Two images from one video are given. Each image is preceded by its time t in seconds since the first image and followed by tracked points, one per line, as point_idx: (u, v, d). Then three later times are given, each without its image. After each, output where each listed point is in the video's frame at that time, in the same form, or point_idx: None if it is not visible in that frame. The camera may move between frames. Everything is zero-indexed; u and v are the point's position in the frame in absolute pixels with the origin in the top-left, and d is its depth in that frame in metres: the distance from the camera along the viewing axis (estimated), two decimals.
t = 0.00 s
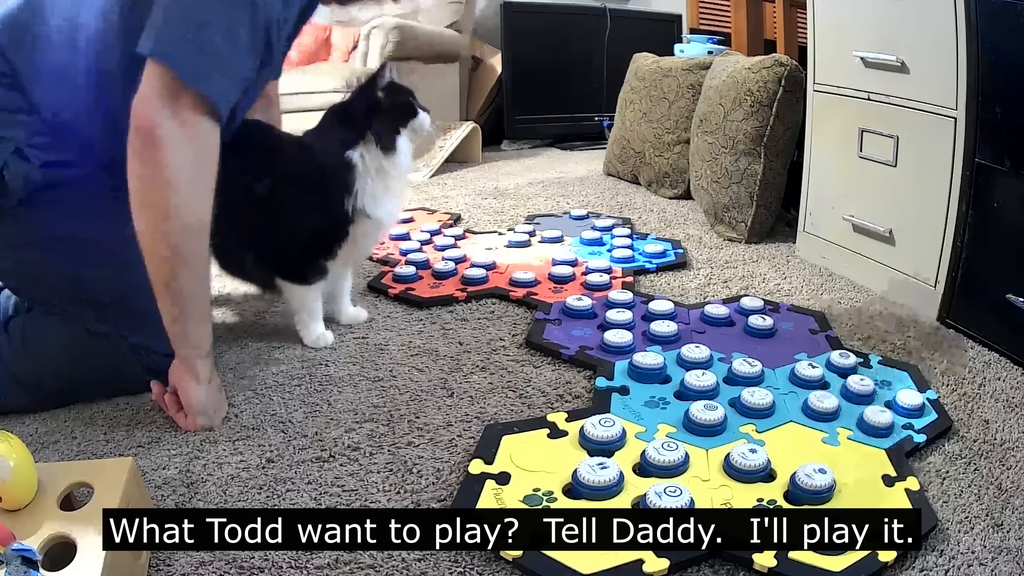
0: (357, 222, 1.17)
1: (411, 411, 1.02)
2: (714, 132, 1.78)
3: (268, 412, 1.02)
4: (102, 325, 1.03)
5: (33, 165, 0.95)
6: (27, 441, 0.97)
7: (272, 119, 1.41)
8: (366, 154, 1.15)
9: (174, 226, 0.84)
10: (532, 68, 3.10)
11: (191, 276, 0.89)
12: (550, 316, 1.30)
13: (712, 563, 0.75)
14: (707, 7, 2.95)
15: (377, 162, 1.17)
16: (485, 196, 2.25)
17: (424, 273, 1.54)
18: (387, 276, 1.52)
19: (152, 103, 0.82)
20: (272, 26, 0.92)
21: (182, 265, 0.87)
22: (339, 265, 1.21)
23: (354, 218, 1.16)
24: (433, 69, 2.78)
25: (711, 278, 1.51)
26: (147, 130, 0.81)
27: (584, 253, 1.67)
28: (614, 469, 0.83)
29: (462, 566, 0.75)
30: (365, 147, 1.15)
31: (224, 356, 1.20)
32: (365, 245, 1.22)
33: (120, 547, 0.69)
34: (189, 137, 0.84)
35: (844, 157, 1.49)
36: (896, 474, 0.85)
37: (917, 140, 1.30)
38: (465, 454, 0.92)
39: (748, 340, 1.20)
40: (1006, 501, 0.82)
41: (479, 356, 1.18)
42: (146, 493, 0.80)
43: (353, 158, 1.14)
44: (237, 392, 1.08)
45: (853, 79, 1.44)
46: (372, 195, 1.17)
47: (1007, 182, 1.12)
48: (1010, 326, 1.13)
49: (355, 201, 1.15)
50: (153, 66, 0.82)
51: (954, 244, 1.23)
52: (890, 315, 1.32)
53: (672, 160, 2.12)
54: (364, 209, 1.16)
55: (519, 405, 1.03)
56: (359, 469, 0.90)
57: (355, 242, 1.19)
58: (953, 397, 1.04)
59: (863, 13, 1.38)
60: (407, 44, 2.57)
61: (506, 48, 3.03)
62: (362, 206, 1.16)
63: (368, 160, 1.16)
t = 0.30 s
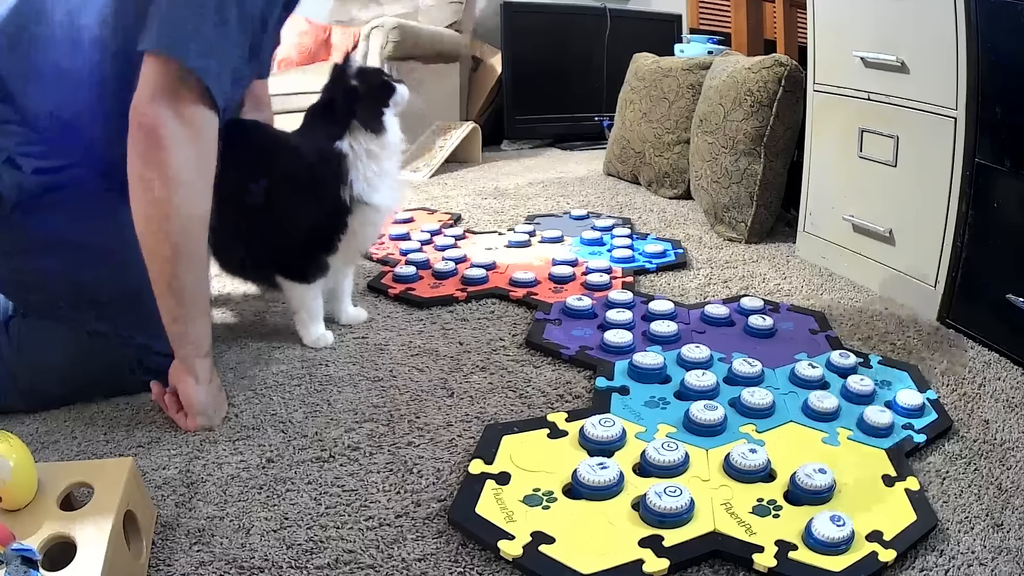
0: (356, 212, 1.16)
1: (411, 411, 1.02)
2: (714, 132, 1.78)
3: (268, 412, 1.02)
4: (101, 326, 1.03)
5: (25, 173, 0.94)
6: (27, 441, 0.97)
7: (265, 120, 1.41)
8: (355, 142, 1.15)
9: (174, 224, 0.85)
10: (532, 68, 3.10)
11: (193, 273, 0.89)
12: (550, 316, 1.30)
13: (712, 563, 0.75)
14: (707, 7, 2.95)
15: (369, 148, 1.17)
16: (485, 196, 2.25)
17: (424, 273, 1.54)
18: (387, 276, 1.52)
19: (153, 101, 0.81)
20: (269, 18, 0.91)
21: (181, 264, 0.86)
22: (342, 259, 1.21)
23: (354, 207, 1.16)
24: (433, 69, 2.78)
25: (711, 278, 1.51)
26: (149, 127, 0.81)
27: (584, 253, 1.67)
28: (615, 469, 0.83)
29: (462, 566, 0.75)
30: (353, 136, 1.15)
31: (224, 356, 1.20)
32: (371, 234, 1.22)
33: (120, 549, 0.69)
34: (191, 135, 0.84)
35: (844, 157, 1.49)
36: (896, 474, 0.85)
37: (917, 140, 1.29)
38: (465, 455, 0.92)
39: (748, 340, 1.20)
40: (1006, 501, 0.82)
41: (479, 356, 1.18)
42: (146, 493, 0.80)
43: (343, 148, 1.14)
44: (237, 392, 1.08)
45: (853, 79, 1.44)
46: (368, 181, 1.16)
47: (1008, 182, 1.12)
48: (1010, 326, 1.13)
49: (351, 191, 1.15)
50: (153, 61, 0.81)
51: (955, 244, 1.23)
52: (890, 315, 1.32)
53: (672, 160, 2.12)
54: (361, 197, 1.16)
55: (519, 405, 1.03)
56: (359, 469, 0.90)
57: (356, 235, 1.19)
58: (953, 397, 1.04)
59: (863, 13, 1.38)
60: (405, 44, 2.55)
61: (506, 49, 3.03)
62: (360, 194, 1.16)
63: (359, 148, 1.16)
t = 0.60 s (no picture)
0: (356, 210, 1.16)
1: (411, 411, 1.02)
2: (714, 132, 1.78)
3: (268, 412, 1.02)
4: (100, 327, 1.03)
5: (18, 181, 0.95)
6: (27, 441, 0.97)
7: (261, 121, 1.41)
8: (351, 140, 1.16)
9: (169, 224, 0.85)
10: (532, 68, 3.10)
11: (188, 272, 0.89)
12: (550, 316, 1.30)
13: (712, 563, 0.75)
14: (707, 7, 2.95)
15: (366, 145, 1.18)
16: (485, 196, 2.25)
17: (424, 273, 1.54)
18: (387, 276, 1.52)
19: (139, 103, 0.82)
20: (257, 15, 0.92)
21: (175, 264, 0.86)
22: (343, 259, 1.21)
23: (352, 204, 1.15)
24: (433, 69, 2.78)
25: (711, 278, 1.51)
26: (138, 129, 0.82)
27: (583, 253, 1.67)
28: (615, 469, 0.83)
29: (462, 566, 0.75)
30: (348, 134, 1.16)
31: (224, 356, 1.20)
32: (370, 232, 1.21)
33: (120, 549, 0.69)
34: (181, 134, 0.85)
35: (844, 157, 1.49)
36: (896, 474, 0.85)
37: (918, 140, 1.29)
38: (465, 455, 0.92)
39: (748, 340, 1.20)
40: (1006, 501, 0.82)
41: (479, 356, 1.18)
42: (145, 493, 0.80)
43: (338, 145, 1.15)
44: (237, 392, 1.08)
45: (853, 79, 1.44)
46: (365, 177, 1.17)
47: (1007, 182, 1.12)
48: (1009, 326, 1.13)
49: (350, 188, 1.15)
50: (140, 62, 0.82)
51: (954, 244, 1.23)
52: (890, 315, 1.32)
53: (673, 160, 2.12)
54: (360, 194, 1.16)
55: (519, 405, 1.03)
56: (359, 469, 0.90)
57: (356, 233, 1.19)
58: (953, 397, 1.04)
59: (863, 13, 1.38)
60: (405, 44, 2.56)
61: (506, 49, 3.04)
62: (358, 190, 1.16)
63: (355, 145, 1.16)
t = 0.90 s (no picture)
0: (351, 208, 1.14)
1: (411, 411, 1.02)
2: (714, 132, 1.78)
3: (269, 412, 1.02)
4: (100, 327, 1.03)
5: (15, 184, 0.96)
6: (27, 441, 0.97)
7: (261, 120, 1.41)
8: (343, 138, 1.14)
9: (166, 224, 0.85)
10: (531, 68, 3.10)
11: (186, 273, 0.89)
12: (550, 316, 1.30)
13: (712, 563, 0.75)
14: (707, 7, 2.95)
15: (358, 143, 1.15)
16: (485, 196, 2.25)
17: (424, 273, 1.54)
18: (387, 277, 1.52)
19: (135, 106, 0.82)
20: (253, 14, 0.92)
21: (172, 265, 0.86)
22: (343, 260, 1.21)
23: (346, 205, 1.14)
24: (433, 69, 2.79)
25: (711, 278, 1.51)
26: (133, 131, 0.82)
27: (583, 253, 1.67)
28: (614, 469, 0.83)
29: (462, 566, 0.75)
30: (340, 133, 1.14)
31: (224, 356, 1.20)
32: (368, 231, 1.19)
33: (120, 549, 0.69)
34: (178, 136, 0.85)
35: (844, 157, 1.49)
36: (896, 474, 0.85)
37: (917, 140, 1.29)
38: (465, 455, 0.92)
39: (748, 340, 1.20)
40: (1006, 501, 0.82)
41: (479, 356, 1.18)
42: (145, 493, 0.80)
43: (330, 145, 1.13)
44: (237, 392, 1.08)
45: (853, 79, 1.44)
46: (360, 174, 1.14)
47: (1007, 182, 1.12)
48: (1009, 326, 1.13)
49: (342, 188, 1.13)
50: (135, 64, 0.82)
51: (954, 244, 1.23)
52: (890, 315, 1.32)
53: (673, 159, 2.12)
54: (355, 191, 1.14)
55: (519, 405, 1.03)
56: (359, 469, 0.90)
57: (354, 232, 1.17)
58: (953, 397, 1.04)
59: (863, 13, 1.38)
60: (405, 44, 2.56)
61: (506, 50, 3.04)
62: (352, 190, 1.13)
63: (347, 143, 1.14)
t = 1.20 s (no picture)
0: (345, 207, 1.14)
1: (411, 411, 1.02)
2: (714, 132, 1.78)
3: (269, 412, 1.02)
4: (100, 327, 1.03)
5: (16, 184, 0.97)
6: (27, 441, 0.97)
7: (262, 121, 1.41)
8: (334, 138, 1.14)
9: (166, 225, 0.85)
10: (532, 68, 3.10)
11: (187, 274, 0.89)
12: (550, 316, 1.30)
13: (712, 563, 0.75)
14: (707, 7, 2.95)
15: (349, 142, 1.15)
16: (485, 196, 2.25)
17: (424, 273, 1.54)
18: (387, 277, 1.52)
19: (134, 107, 0.82)
20: (254, 15, 0.92)
21: (172, 266, 0.86)
22: (343, 260, 1.20)
23: (339, 204, 1.13)
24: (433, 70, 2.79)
25: (711, 278, 1.51)
26: (133, 132, 0.82)
27: (583, 253, 1.67)
28: (614, 469, 0.83)
29: (462, 566, 0.75)
30: (331, 133, 1.14)
31: (224, 356, 1.20)
32: (367, 230, 1.19)
33: (120, 550, 0.69)
34: (178, 136, 0.85)
35: (844, 157, 1.49)
36: (896, 474, 0.85)
37: (917, 140, 1.29)
38: (465, 455, 0.92)
39: (748, 340, 1.20)
40: (1006, 501, 0.82)
41: (479, 357, 1.18)
42: (145, 493, 0.80)
43: (321, 145, 1.13)
44: (237, 392, 1.08)
45: (852, 79, 1.44)
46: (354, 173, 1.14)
47: (1007, 182, 1.12)
48: (1009, 326, 1.13)
49: (335, 188, 1.13)
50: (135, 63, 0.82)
51: (954, 245, 1.23)
52: (890, 315, 1.32)
53: (673, 159, 2.12)
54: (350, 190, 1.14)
55: (519, 405, 1.03)
56: (359, 468, 0.90)
57: (354, 232, 1.17)
58: (953, 397, 1.04)
59: (863, 12, 1.38)
60: (406, 44, 2.56)
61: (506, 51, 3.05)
62: (345, 190, 1.13)
63: (337, 142, 1.14)
